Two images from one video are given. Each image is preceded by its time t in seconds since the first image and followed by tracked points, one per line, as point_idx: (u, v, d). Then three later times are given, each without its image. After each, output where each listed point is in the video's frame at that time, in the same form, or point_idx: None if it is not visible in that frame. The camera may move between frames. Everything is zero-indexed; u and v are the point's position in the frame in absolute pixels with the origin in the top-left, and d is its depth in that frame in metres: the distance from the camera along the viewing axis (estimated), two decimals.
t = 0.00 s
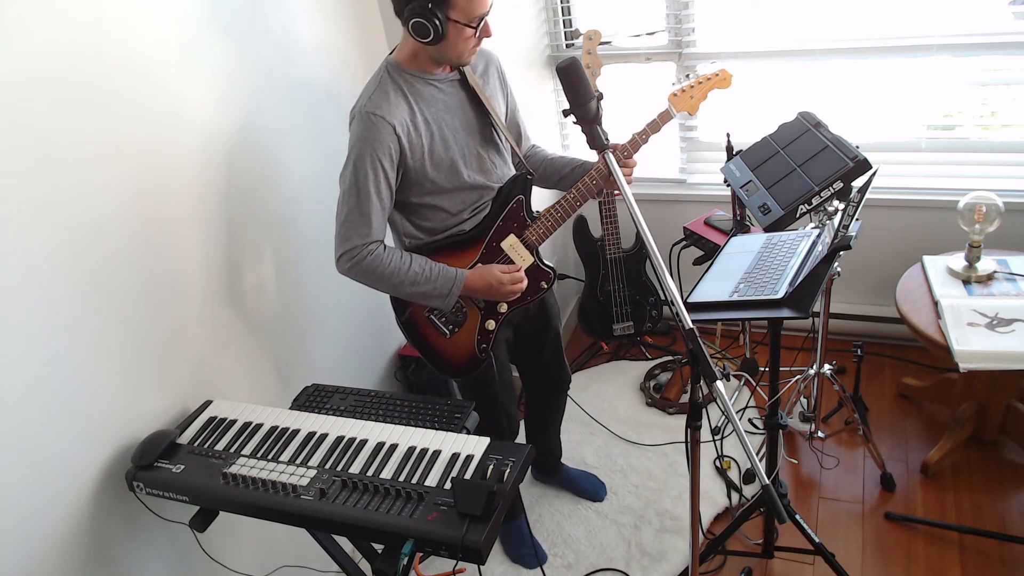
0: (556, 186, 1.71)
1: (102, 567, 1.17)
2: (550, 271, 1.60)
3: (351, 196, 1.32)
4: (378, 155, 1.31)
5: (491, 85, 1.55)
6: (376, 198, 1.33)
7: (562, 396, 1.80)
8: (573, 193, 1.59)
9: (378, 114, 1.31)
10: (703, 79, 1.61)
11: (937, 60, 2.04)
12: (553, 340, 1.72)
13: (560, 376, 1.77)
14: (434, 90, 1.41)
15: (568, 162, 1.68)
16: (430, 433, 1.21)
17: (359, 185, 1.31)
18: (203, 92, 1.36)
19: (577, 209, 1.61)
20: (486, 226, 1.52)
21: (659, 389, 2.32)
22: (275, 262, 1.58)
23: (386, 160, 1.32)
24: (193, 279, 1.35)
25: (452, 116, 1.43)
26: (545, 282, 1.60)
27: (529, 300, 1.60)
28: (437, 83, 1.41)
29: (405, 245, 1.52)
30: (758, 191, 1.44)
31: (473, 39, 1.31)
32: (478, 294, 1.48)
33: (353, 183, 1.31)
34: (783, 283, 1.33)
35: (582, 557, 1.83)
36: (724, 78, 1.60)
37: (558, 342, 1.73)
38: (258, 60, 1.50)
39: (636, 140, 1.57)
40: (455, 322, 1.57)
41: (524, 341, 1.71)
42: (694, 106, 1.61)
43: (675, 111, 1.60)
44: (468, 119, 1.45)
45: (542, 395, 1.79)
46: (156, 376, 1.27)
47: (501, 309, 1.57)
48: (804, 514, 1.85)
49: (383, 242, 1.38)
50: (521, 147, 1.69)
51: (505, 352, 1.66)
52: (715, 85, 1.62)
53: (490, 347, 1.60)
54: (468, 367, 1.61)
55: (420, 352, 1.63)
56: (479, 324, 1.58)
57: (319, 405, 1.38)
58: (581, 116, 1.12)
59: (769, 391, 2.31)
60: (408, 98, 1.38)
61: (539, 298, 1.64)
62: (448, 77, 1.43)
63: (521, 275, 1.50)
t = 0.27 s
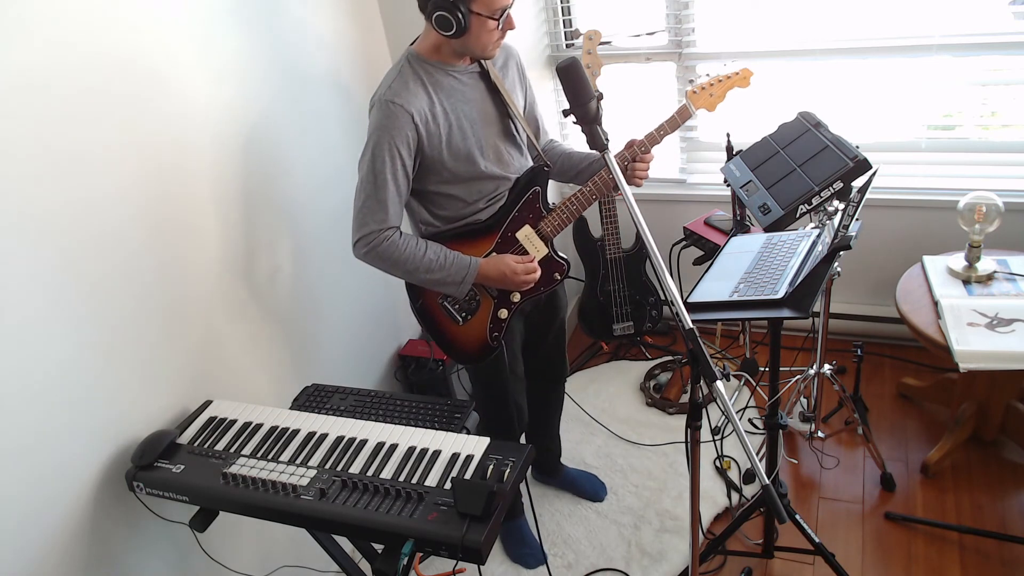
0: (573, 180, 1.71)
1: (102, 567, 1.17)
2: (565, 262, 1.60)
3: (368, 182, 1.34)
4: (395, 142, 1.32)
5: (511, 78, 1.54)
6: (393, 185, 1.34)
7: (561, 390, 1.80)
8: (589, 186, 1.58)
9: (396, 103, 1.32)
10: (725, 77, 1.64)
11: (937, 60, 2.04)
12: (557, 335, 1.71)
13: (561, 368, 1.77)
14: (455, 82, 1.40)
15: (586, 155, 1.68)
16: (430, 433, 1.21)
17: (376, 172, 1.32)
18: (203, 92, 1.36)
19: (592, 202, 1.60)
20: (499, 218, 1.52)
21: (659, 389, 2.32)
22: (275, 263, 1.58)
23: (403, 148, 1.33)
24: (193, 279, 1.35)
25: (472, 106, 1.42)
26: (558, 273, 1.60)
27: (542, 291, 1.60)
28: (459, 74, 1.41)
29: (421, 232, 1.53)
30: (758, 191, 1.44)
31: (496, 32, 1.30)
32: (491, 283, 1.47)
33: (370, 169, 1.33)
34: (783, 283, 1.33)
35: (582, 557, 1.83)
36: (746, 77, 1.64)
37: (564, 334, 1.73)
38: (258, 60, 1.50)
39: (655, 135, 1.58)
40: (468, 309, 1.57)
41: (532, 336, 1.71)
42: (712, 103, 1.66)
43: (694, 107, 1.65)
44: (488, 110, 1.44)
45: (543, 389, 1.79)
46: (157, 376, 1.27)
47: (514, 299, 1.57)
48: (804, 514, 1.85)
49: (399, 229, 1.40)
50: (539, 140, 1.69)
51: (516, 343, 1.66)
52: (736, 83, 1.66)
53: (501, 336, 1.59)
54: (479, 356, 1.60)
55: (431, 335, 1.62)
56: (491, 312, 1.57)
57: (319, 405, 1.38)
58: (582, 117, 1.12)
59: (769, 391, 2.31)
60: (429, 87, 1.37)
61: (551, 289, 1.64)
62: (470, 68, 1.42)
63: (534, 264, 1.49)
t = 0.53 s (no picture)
0: (587, 174, 1.71)
1: (102, 567, 1.17)
2: (575, 257, 1.60)
3: (382, 175, 1.34)
4: (410, 135, 1.32)
5: (525, 72, 1.54)
6: (406, 178, 1.34)
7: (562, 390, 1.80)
8: (602, 182, 1.59)
9: (411, 95, 1.32)
10: (742, 73, 1.64)
11: (937, 60, 2.04)
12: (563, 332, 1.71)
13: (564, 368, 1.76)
14: (469, 75, 1.40)
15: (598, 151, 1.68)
16: (430, 433, 1.21)
17: (389, 165, 1.32)
18: (204, 92, 1.36)
19: (604, 197, 1.61)
20: (511, 212, 1.51)
21: (659, 389, 2.32)
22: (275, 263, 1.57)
23: (418, 141, 1.33)
24: (194, 279, 1.35)
25: (487, 100, 1.41)
26: (569, 269, 1.61)
27: (552, 286, 1.60)
28: (473, 67, 1.41)
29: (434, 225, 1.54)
30: (758, 191, 1.44)
31: (510, 26, 1.31)
32: (502, 278, 1.47)
33: (384, 162, 1.32)
34: (783, 283, 1.33)
35: (582, 557, 1.83)
36: (762, 74, 1.64)
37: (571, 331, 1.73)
38: (258, 60, 1.50)
39: (670, 132, 1.59)
40: (479, 303, 1.57)
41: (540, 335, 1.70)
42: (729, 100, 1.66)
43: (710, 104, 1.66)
44: (502, 103, 1.44)
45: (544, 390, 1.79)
46: (158, 375, 1.27)
47: (525, 293, 1.57)
48: (804, 514, 1.85)
49: (412, 222, 1.40)
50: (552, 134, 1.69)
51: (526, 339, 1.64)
52: (752, 80, 1.66)
53: (512, 331, 1.59)
54: (489, 350, 1.60)
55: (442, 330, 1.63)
56: (502, 307, 1.57)
57: (319, 405, 1.38)
58: (581, 117, 1.12)
59: (769, 391, 2.31)
60: (443, 80, 1.37)
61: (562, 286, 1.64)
62: (484, 61, 1.42)
63: (546, 261, 1.49)
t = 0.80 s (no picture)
0: (587, 178, 1.72)
1: (102, 567, 1.17)
2: (579, 258, 1.61)
3: (387, 176, 1.33)
4: (415, 136, 1.31)
5: (528, 73, 1.54)
6: (412, 179, 1.33)
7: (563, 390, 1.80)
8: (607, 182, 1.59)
9: (416, 96, 1.31)
10: (744, 72, 1.64)
11: (937, 60, 2.04)
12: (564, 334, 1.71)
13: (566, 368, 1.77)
14: (473, 75, 1.40)
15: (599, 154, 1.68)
16: (430, 433, 1.21)
17: (395, 166, 1.32)
18: (204, 92, 1.36)
19: (608, 200, 1.59)
20: (516, 213, 1.52)
21: (659, 389, 2.32)
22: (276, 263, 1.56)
23: (423, 142, 1.33)
24: (193, 278, 1.35)
25: (490, 100, 1.42)
26: (574, 270, 1.61)
27: (557, 288, 1.60)
28: (477, 67, 1.41)
29: (437, 227, 1.53)
30: (758, 191, 1.44)
31: (514, 23, 1.30)
32: (509, 280, 1.48)
33: (389, 163, 1.32)
34: (783, 283, 1.33)
35: (582, 557, 1.83)
36: (763, 71, 1.64)
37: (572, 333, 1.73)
38: (258, 60, 1.50)
39: (673, 131, 1.59)
40: (484, 306, 1.58)
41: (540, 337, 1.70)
42: (731, 99, 1.67)
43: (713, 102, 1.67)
44: (506, 104, 1.44)
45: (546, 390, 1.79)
46: (157, 374, 1.27)
47: (529, 296, 1.57)
48: (804, 514, 1.85)
49: (417, 224, 1.40)
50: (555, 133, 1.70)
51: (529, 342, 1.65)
52: (754, 78, 1.65)
53: (516, 333, 1.59)
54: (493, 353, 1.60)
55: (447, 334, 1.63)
56: (507, 309, 1.58)
57: (319, 405, 1.38)
58: (581, 117, 1.12)
59: (769, 391, 2.31)
60: (448, 81, 1.37)
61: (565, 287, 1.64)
62: (487, 62, 1.43)
63: (552, 262, 1.50)
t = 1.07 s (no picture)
0: (582, 181, 1.72)
1: (102, 567, 1.17)
2: (575, 264, 1.61)
3: (384, 182, 1.32)
4: (412, 141, 1.30)
5: (523, 76, 1.54)
6: (408, 185, 1.32)
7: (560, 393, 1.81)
8: (602, 187, 1.59)
9: (413, 101, 1.30)
10: (738, 76, 1.64)
11: (937, 60, 2.04)
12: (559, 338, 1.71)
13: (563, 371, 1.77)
14: (469, 79, 1.40)
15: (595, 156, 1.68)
16: (430, 433, 1.21)
17: (391, 172, 1.31)
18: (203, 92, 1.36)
19: (604, 203, 1.61)
20: (511, 220, 1.52)
21: (659, 389, 2.32)
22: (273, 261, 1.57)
23: (420, 147, 1.32)
24: (194, 278, 1.35)
25: (486, 105, 1.41)
26: (570, 275, 1.61)
27: (553, 294, 1.61)
28: (472, 72, 1.40)
29: (433, 233, 1.52)
30: (758, 191, 1.44)
31: (512, 28, 1.30)
32: (504, 288, 1.48)
33: (386, 169, 1.31)
34: (783, 283, 1.33)
35: (582, 557, 1.83)
36: (758, 75, 1.64)
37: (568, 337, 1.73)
38: (258, 60, 1.50)
39: (669, 135, 1.59)
40: (480, 312, 1.57)
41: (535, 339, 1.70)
42: (726, 102, 1.66)
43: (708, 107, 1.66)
44: (502, 109, 1.44)
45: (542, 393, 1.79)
46: (156, 374, 1.27)
47: (525, 301, 1.57)
48: (804, 514, 1.85)
49: (413, 231, 1.39)
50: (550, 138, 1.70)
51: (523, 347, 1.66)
52: (748, 82, 1.65)
53: (512, 339, 1.59)
54: (489, 359, 1.60)
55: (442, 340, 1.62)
56: (503, 314, 1.57)
57: (319, 405, 1.38)
58: (581, 117, 1.12)
59: (769, 391, 2.31)
60: (443, 85, 1.36)
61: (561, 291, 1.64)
62: (483, 66, 1.42)
63: (548, 272, 1.52)
